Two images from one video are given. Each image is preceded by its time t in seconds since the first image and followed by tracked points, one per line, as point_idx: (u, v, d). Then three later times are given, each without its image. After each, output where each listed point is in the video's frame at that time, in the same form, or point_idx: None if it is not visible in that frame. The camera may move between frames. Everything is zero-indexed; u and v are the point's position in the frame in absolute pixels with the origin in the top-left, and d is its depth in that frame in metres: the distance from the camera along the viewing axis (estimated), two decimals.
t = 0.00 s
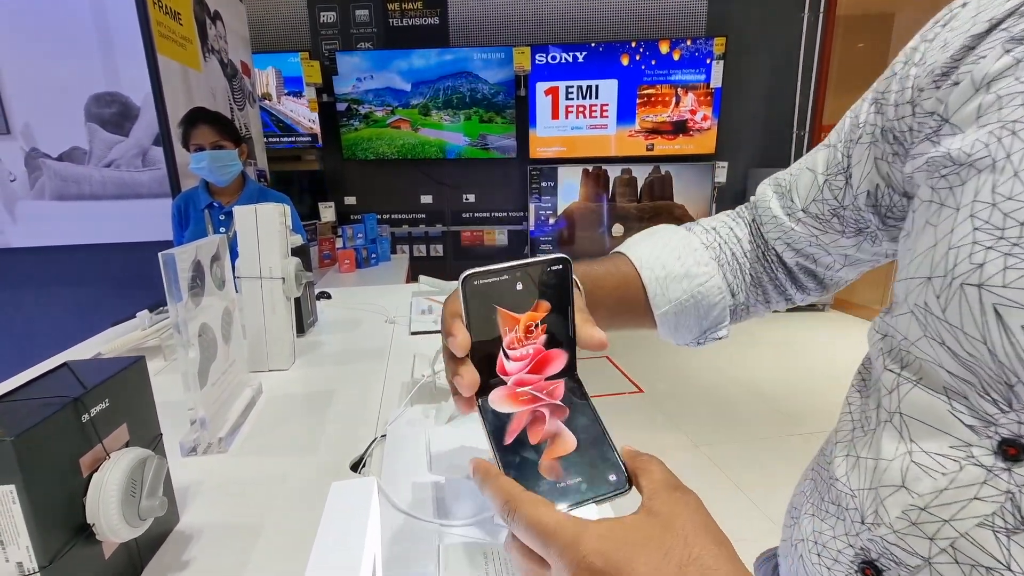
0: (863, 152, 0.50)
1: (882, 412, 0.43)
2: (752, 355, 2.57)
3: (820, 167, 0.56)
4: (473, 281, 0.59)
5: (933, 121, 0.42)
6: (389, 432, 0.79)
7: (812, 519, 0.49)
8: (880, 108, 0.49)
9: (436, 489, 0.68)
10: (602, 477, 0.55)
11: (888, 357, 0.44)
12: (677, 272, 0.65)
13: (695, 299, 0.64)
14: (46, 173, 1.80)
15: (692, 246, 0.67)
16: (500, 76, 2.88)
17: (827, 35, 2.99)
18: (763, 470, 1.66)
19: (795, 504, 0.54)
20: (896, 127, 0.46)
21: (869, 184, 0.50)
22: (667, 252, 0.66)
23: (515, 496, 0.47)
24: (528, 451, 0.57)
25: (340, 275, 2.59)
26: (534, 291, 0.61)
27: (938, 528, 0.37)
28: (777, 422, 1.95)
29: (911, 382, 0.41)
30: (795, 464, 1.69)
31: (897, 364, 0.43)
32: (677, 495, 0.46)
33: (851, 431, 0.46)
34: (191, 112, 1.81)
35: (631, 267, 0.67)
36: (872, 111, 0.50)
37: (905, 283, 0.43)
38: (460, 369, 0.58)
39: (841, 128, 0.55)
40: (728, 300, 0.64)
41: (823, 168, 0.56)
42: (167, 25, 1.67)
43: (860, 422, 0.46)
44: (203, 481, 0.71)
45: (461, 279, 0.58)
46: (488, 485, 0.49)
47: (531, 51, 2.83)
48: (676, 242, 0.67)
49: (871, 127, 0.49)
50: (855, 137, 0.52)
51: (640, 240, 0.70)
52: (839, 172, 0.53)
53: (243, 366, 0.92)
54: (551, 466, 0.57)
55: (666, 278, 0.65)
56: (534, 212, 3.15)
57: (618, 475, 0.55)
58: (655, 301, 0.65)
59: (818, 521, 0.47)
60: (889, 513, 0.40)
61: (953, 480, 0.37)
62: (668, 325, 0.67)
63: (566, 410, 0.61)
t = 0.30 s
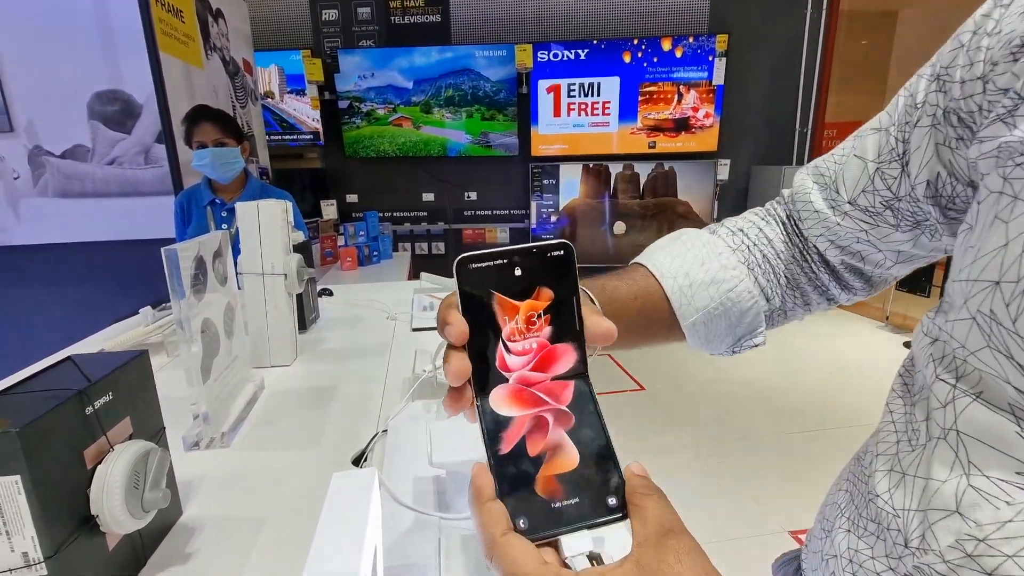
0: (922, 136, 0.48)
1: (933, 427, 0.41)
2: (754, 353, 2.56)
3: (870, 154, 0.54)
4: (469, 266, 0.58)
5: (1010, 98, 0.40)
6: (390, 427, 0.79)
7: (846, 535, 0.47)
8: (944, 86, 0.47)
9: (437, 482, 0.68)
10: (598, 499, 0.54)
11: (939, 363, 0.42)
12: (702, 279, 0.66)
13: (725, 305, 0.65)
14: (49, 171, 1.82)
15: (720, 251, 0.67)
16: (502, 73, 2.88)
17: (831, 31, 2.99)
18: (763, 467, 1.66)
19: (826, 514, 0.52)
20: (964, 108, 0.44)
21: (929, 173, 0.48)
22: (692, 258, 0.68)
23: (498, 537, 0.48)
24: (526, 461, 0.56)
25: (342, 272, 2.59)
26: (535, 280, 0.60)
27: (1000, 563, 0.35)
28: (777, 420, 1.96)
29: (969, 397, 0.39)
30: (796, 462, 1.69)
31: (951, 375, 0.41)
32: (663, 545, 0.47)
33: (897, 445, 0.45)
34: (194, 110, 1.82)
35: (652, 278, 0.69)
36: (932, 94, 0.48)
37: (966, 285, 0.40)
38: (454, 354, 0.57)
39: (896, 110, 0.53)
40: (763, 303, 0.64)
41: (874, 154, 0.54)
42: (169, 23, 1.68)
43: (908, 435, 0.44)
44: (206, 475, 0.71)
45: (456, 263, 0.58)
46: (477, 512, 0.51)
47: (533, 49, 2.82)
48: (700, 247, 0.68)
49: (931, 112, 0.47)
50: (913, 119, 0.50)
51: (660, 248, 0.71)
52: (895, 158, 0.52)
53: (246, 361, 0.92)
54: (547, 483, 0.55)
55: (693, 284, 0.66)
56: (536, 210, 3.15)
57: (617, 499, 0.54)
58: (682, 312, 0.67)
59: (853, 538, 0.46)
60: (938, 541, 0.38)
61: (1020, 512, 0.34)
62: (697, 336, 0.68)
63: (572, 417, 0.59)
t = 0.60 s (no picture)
0: (976, 126, 0.44)
1: (977, 435, 0.38)
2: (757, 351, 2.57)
3: (916, 148, 0.50)
4: (467, 247, 0.59)
5: None
6: (396, 423, 0.80)
7: (877, 540, 0.44)
8: (1004, 70, 0.42)
9: (444, 477, 0.69)
10: (614, 488, 0.54)
11: (983, 366, 0.38)
12: (727, 291, 0.64)
13: (753, 317, 0.63)
14: (55, 169, 1.79)
15: (744, 261, 0.65)
16: (505, 72, 2.88)
17: (835, 29, 2.98)
18: (767, 466, 1.66)
19: (854, 515, 0.49)
20: None
21: (987, 167, 0.44)
22: (714, 269, 0.66)
23: (512, 543, 0.47)
24: (543, 453, 0.54)
25: (345, 270, 2.60)
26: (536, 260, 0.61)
27: None
28: (781, 419, 1.95)
29: (1018, 404, 0.36)
30: (799, 461, 1.69)
31: (997, 380, 0.37)
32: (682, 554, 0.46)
33: (934, 450, 0.41)
34: (198, 109, 1.83)
35: (673, 294, 0.67)
36: (987, 80, 0.43)
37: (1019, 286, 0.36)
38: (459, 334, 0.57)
39: (945, 99, 0.49)
40: (794, 312, 0.62)
41: (921, 149, 0.50)
42: (173, 21, 1.69)
43: (947, 441, 0.41)
44: (214, 470, 0.72)
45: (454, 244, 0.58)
46: (491, 515, 0.48)
47: (536, 47, 2.83)
48: (722, 256, 0.66)
49: (986, 101, 0.43)
50: (968, 107, 0.45)
51: (679, 259, 0.69)
52: (945, 152, 0.48)
53: (252, 358, 0.93)
54: (563, 473, 0.54)
55: (718, 296, 0.64)
56: (539, 208, 3.15)
57: (631, 486, 0.54)
58: (708, 325, 0.64)
59: (885, 543, 0.44)
60: (980, 556, 0.36)
61: None
62: (727, 350, 0.65)
63: (589, 399, 0.57)
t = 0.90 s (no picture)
0: (1001, 124, 0.41)
1: (1009, 443, 0.36)
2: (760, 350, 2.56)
3: (938, 146, 0.47)
4: (460, 242, 0.60)
5: None
6: (400, 420, 0.80)
7: (900, 550, 0.41)
8: None
9: (448, 473, 0.69)
10: (616, 476, 0.53)
11: (1012, 372, 0.36)
12: (734, 293, 0.64)
13: (761, 319, 0.63)
14: (60, 167, 1.80)
15: (753, 263, 0.65)
16: (508, 70, 2.88)
17: (841, 27, 2.96)
18: (770, 465, 1.66)
19: (874, 520, 0.46)
20: None
21: (1016, 166, 0.40)
22: (721, 271, 0.66)
23: (520, 532, 0.46)
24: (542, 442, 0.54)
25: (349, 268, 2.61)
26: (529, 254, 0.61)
27: None
28: (784, 417, 1.95)
29: None
30: (804, 460, 1.68)
31: None
32: (693, 537, 0.46)
33: (961, 457, 0.39)
34: (205, 107, 1.83)
35: (681, 299, 0.67)
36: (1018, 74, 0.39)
37: None
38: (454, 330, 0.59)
39: (970, 93, 0.45)
40: (804, 314, 0.62)
41: (943, 146, 0.47)
42: (179, 20, 1.69)
43: (975, 447, 0.38)
44: (220, 465, 0.72)
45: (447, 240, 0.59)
46: (494, 506, 0.47)
47: (540, 45, 2.82)
48: (732, 258, 0.67)
49: (1016, 94, 0.39)
50: (994, 103, 0.42)
51: (689, 260, 0.70)
52: (969, 150, 0.44)
53: (257, 354, 0.93)
54: (563, 464, 0.53)
55: (725, 300, 0.64)
56: (542, 206, 3.15)
57: (633, 475, 0.53)
58: (714, 328, 0.65)
59: (910, 554, 0.41)
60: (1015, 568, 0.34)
61: None
62: (732, 352, 0.66)
63: (588, 388, 0.57)
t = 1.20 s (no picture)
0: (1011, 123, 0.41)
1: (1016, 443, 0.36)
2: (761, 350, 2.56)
3: (945, 143, 0.47)
4: (461, 229, 0.58)
5: None
6: (400, 418, 0.80)
7: (904, 550, 0.41)
8: None
9: (447, 472, 0.69)
10: (620, 461, 0.53)
11: (1019, 370, 0.36)
12: (734, 286, 0.64)
13: (760, 313, 0.63)
14: (63, 166, 1.80)
15: (755, 257, 0.65)
16: (510, 69, 2.88)
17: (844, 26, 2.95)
18: (769, 465, 1.66)
19: (879, 521, 0.46)
20: None
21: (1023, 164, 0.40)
22: (722, 264, 0.66)
23: (520, 512, 0.45)
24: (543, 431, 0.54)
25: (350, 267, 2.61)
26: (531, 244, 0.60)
27: None
28: (785, 417, 1.95)
29: None
30: (804, 461, 1.68)
31: None
32: (695, 518, 0.45)
33: (969, 456, 0.38)
34: (206, 105, 1.83)
35: (680, 289, 0.68)
36: None
37: None
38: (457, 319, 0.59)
39: (978, 92, 0.45)
40: (803, 311, 0.62)
41: (950, 144, 0.47)
42: (181, 19, 1.70)
43: (983, 447, 0.38)
44: (219, 463, 0.72)
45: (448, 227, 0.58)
46: (493, 491, 0.47)
47: (541, 45, 2.82)
48: (733, 252, 0.66)
49: None
50: (1003, 101, 0.42)
51: (690, 252, 0.70)
52: (976, 148, 0.44)
53: (257, 353, 0.93)
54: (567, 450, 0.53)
55: (725, 292, 0.64)
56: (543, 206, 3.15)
57: (638, 460, 0.53)
58: (713, 320, 0.64)
59: (915, 553, 0.40)
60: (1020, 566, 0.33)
61: None
62: (729, 346, 0.65)
63: (591, 374, 0.57)
